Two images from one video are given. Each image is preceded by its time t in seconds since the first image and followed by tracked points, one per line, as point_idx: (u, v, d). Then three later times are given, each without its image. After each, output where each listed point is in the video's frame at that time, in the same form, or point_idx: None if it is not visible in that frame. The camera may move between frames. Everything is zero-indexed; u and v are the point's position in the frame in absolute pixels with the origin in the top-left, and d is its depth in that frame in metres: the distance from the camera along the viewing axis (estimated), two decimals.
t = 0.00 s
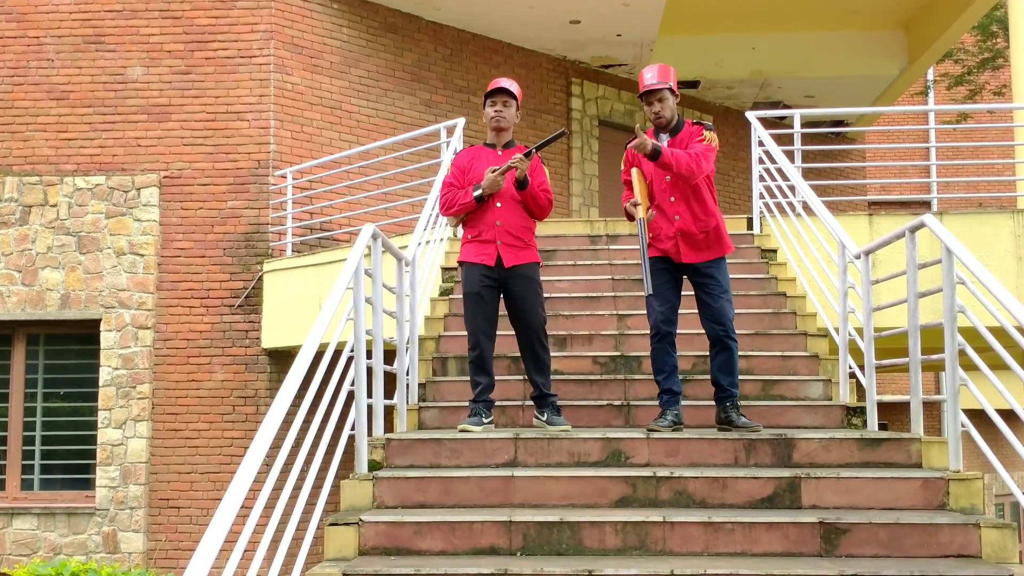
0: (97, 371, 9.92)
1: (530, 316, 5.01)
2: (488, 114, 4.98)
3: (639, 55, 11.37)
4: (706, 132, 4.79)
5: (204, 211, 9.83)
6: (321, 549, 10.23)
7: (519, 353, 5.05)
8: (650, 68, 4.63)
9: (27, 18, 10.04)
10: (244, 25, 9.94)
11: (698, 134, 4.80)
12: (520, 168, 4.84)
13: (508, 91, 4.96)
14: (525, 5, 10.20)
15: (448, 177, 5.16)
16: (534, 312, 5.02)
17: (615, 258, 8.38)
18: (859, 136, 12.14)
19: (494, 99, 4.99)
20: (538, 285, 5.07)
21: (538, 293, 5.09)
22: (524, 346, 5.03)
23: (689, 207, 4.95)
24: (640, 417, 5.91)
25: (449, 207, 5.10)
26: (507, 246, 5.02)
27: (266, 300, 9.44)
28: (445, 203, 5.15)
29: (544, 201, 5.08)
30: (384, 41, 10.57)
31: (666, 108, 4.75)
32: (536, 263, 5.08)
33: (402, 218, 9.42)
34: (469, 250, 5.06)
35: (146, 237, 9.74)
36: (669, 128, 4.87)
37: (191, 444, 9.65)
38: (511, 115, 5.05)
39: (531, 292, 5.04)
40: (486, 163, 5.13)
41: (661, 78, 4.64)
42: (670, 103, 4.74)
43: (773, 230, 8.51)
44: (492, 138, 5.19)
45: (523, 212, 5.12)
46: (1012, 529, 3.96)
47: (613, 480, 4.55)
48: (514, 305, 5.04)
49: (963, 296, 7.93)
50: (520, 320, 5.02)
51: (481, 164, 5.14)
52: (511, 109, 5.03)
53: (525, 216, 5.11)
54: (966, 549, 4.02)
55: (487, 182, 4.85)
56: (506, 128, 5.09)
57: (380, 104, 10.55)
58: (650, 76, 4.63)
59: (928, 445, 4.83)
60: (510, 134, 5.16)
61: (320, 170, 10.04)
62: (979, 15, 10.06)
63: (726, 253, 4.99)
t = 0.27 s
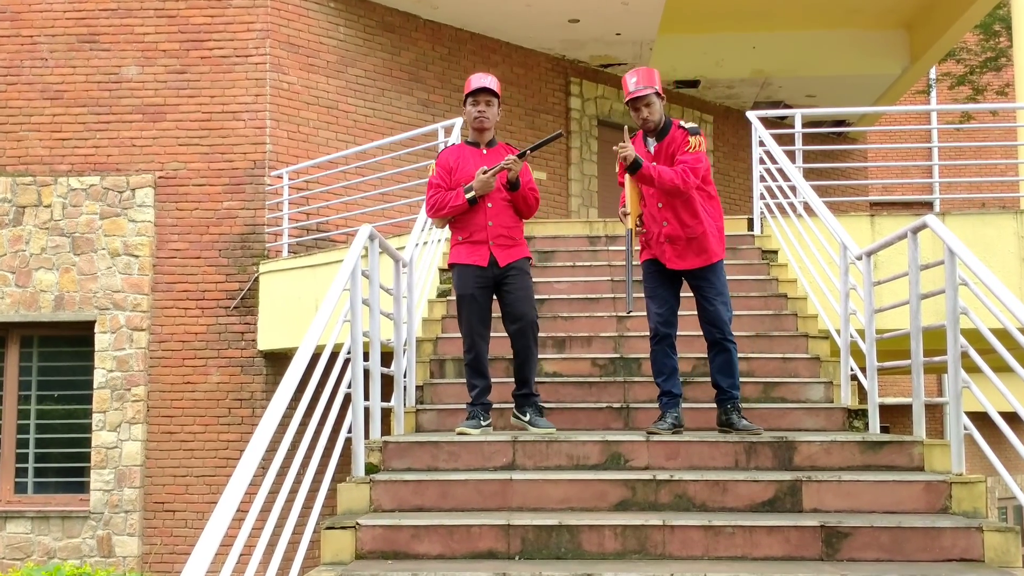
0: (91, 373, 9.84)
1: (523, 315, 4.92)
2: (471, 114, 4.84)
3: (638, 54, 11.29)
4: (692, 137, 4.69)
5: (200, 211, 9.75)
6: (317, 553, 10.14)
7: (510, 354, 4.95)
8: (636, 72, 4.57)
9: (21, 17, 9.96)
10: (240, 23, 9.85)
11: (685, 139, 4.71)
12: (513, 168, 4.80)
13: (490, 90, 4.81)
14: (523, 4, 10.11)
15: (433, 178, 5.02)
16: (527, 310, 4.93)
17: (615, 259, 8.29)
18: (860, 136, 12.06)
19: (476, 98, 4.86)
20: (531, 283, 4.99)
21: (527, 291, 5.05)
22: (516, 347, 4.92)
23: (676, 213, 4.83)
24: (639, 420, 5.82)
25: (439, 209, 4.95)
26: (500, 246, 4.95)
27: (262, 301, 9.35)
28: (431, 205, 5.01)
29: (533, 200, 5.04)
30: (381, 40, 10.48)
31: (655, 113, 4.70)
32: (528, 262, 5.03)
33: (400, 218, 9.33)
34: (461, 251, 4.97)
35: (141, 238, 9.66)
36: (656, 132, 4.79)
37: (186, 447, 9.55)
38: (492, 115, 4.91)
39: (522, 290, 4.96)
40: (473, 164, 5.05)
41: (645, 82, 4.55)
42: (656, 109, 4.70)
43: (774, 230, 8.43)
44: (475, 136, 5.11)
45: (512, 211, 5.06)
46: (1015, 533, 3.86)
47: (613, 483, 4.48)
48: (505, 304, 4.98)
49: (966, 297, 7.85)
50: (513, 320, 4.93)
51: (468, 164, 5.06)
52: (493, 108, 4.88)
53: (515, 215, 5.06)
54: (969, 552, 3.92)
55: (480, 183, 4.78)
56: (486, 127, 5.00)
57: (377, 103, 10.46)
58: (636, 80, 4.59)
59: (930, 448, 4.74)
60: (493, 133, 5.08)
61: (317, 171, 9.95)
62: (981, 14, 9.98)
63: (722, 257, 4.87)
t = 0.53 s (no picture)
0: (85, 376, 9.75)
1: (518, 316, 4.85)
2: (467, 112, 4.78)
3: (638, 54, 11.22)
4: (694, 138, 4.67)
5: (195, 212, 9.66)
6: (314, 557, 10.04)
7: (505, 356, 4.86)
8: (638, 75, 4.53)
9: (14, 16, 9.88)
10: (235, 22, 9.77)
11: (688, 140, 4.68)
12: (507, 167, 4.69)
13: (486, 88, 4.74)
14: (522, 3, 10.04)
15: (427, 177, 4.94)
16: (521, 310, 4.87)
17: (614, 260, 8.22)
18: (862, 136, 11.99)
19: (472, 96, 4.78)
20: (526, 284, 4.92)
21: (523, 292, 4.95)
22: (511, 348, 4.85)
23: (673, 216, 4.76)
24: (639, 422, 5.74)
25: (433, 209, 4.87)
26: (496, 246, 4.86)
27: (257, 303, 9.26)
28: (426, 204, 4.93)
29: (529, 198, 4.94)
30: (378, 39, 10.40)
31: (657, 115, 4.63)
32: (524, 261, 4.94)
33: (397, 219, 9.24)
34: (456, 253, 4.89)
35: (135, 239, 9.57)
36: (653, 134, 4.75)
37: (181, 450, 9.46)
38: (489, 112, 4.86)
39: (517, 291, 4.88)
40: (468, 163, 4.96)
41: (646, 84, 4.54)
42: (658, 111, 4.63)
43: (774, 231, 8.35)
44: (469, 135, 5.03)
45: (508, 210, 4.96)
46: (1019, 537, 3.81)
47: (612, 486, 4.40)
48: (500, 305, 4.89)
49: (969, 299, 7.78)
50: (508, 323, 4.84)
51: (463, 163, 4.97)
52: (490, 105, 4.84)
53: (510, 214, 4.96)
54: (971, 556, 3.88)
55: (474, 182, 4.68)
56: (482, 125, 4.91)
57: (374, 103, 10.38)
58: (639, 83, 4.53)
59: (933, 451, 4.70)
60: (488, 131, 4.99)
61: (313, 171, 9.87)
62: (984, 13, 9.91)
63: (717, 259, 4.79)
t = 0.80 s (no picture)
0: (79, 378, 9.66)
1: (518, 318, 4.79)
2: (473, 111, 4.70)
3: (638, 53, 11.14)
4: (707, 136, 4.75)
5: (190, 213, 9.58)
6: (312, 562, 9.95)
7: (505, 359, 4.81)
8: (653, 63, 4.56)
9: (8, 15, 9.80)
10: (231, 21, 9.69)
11: (701, 137, 4.75)
12: (507, 164, 4.64)
13: (493, 87, 4.67)
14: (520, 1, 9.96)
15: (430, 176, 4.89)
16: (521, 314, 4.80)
17: (613, 261, 8.14)
18: (863, 136, 11.92)
19: (479, 95, 4.71)
20: (527, 287, 4.83)
21: (526, 295, 4.84)
22: (510, 350, 4.80)
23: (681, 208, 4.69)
24: (638, 425, 5.66)
25: (434, 208, 4.83)
26: (496, 247, 4.77)
27: (253, 304, 9.17)
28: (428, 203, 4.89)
29: (533, 199, 4.83)
30: (375, 38, 10.31)
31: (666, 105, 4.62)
32: (526, 264, 4.82)
33: (394, 220, 9.16)
34: (457, 254, 4.83)
35: (130, 240, 9.49)
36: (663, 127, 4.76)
37: (176, 453, 9.38)
38: (497, 112, 4.78)
39: (519, 294, 4.81)
40: (471, 162, 4.89)
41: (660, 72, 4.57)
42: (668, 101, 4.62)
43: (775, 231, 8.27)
44: (475, 135, 4.96)
45: (512, 211, 4.86)
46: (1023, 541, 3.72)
47: (611, 489, 4.33)
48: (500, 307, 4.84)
49: (972, 300, 7.70)
50: (507, 326, 4.80)
51: (466, 162, 4.90)
52: (497, 105, 4.75)
53: (514, 215, 4.86)
54: (974, 561, 3.79)
55: (473, 180, 4.60)
56: (490, 125, 4.82)
57: (371, 103, 10.29)
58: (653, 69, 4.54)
59: (936, 454, 4.62)
60: (495, 131, 4.90)
61: (310, 171, 9.78)
62: (988, 12, 9.84)
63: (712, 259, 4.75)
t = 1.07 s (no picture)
0: (73, 381, 9.57)
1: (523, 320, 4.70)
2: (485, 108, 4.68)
3: (637, 52, 11.06)
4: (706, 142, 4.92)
5: (185, 213, 9.49)
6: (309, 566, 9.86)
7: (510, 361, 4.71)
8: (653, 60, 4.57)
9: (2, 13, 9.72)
10: (227, 20, 9.61)
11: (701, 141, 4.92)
12: (513, 161, 4.54)
13: (507, 83, 4.66)
14: None
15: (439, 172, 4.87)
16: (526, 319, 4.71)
17: (612, 262, 8.06)
18: (864, 136, 11.86)
19: (493, 92, 4.69)
20: (534, 289, 4.73)
21: (532, 295, 4.74)
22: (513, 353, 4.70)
23: (694, 201, 4.69)
24: (638, 428, 5.58)
25: (440, 204, 4.81)
26: (501, 245, 4.70)
27: (248, 305, 9.09)
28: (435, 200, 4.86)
29: (541, 198, 4.74)
30: (372, 37, 10.23)
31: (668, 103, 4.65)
32: (533, 263, 4.74)
33: (392, 221, 9.08)
34: (465, 254, 4.77)
35: (125, 241, 9.40)
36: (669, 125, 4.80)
37: (171, 456, 9.29)
38: (510, 110, 4.76)
39: (525, 296, 4.71)
40: (480, 158, 4.84)
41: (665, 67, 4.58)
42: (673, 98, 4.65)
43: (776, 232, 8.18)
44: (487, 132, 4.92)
45: (519, 208, 4.78)
46: None
47: (610, 493, 4.26)
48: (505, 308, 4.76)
49: (975, 302, 7.62)
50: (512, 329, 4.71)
51: (475, 159, 4.86)
52: (511, 103, 4.74)
53: (522, 212, 4.78)
54: (978, 565, 3.72)
55: (479, 177, 4.58)
56: (501, 123, 4.79)
57: (368, 102, 10.21)
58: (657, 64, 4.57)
59: (938, 457, 4.52)
60: (507, 129, 4.85)
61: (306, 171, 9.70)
62: (991, 11, 9.77)
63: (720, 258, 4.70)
